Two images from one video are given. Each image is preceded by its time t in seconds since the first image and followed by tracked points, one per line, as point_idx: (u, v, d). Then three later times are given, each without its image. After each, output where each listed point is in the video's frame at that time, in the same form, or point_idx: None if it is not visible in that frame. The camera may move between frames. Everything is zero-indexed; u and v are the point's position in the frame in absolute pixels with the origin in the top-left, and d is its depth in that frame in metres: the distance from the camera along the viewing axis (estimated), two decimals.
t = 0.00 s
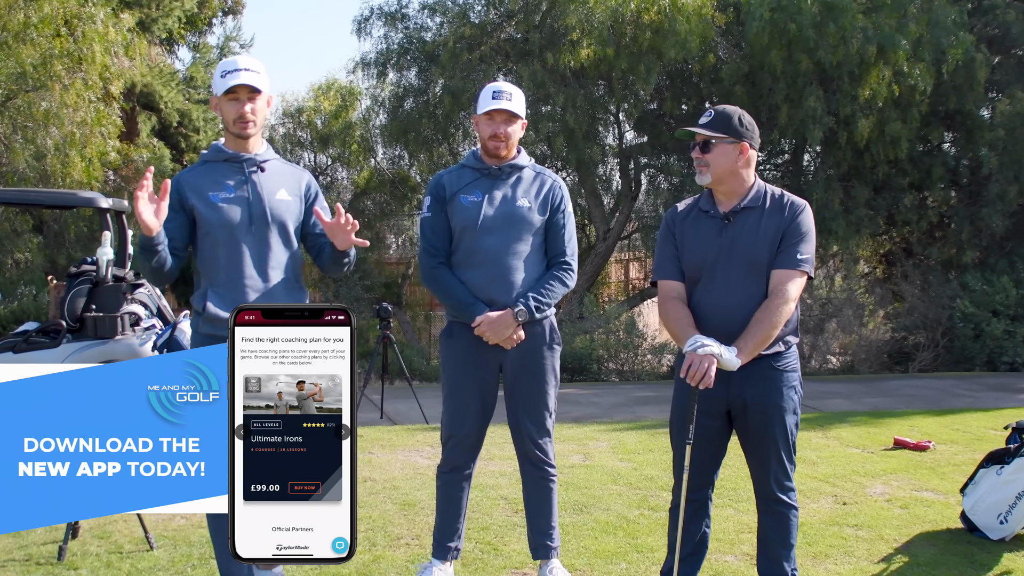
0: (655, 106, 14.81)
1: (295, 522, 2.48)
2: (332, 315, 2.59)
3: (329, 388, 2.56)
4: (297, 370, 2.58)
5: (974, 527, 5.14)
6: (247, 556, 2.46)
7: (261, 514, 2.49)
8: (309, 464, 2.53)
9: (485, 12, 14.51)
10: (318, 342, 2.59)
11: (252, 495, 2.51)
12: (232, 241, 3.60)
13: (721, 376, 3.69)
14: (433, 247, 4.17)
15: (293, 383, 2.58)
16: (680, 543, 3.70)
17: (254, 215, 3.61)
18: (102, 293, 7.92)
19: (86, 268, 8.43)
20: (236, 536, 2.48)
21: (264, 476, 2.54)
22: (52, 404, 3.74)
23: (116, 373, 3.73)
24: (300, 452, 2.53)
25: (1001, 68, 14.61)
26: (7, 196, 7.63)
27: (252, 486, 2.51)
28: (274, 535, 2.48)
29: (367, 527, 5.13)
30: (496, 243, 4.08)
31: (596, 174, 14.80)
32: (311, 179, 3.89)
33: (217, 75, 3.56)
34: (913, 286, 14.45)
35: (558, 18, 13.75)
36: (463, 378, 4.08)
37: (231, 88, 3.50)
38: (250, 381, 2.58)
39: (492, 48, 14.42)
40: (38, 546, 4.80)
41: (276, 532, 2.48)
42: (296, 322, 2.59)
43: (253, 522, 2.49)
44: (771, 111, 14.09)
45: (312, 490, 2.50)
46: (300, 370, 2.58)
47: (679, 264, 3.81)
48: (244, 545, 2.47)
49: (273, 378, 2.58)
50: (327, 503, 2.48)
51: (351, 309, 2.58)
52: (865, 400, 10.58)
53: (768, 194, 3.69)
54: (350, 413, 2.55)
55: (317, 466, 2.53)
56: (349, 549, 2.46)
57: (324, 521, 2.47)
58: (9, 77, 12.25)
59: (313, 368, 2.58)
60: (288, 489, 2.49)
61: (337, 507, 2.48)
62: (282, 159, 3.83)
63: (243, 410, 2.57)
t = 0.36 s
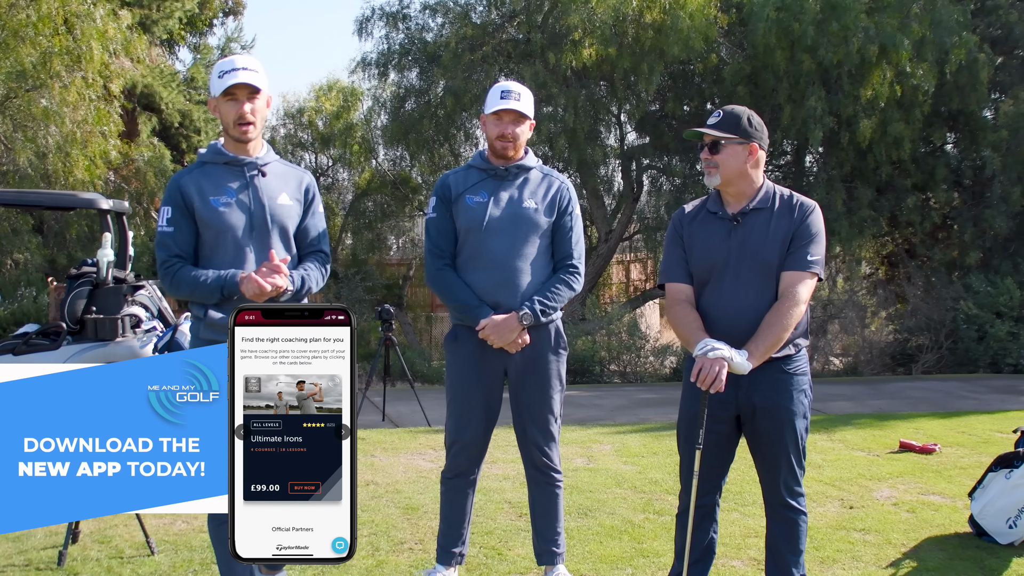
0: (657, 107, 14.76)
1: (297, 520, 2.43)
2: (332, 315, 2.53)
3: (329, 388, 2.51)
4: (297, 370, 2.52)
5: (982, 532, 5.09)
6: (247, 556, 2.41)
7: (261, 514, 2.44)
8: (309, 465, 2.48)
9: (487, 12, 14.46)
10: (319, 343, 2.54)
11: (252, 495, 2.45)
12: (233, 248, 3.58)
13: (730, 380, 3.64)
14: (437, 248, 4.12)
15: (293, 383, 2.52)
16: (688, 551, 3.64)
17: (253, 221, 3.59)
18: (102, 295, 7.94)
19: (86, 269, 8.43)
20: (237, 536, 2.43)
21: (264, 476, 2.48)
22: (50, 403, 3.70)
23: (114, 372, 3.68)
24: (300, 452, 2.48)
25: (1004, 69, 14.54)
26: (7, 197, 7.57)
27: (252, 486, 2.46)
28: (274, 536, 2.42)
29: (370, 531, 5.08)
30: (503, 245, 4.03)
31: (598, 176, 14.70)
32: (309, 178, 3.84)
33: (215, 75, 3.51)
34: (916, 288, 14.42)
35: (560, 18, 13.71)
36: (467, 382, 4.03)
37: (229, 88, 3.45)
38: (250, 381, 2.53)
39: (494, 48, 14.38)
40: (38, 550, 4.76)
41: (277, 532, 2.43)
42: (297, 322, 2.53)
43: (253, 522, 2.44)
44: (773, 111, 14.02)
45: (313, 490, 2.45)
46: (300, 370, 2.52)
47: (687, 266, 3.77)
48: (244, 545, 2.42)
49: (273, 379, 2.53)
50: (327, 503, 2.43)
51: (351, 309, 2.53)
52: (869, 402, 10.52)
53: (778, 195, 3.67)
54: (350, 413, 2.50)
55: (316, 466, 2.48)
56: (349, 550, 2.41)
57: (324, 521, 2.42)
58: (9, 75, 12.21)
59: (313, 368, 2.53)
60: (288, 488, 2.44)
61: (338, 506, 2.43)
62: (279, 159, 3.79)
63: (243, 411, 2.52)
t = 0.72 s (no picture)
0: (658, 108, 14.75)
1: (297, 520, 2.40)
2: (332, 315, 2.50)
3: (329, 388, 2.48)
4: (297, 370, 2.50)
5: (987, 535, 5.07)
6: (247, 556, 2.39)
7: (261, 514, 2.42)
8: (310, 465, 2.45)
9: (488, 13, 14.46)
10: (318, 343, 2.51)
11: (252, 495, 2.43)
12: (239, 248, 3.55)
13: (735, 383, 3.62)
14: (439, 249, 4.09)
15: (293, 383, 2.50)
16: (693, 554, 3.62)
17: (260, 220, 3.58)
18: (102, 296, 7.99)
19: (87, 270, 8.38)
20: (238, 536, 2.41)
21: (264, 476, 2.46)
22: (49, 403, 3.68)
23: (114, 371, 3.65)
24: (300, 452, 2.46)
25: (1005, 70, 14.50)
26: (7, 198, 7.56)
27: (251, 486, 2.43)
28: (274, 535, 2.40)
29: (372, 535, 5.05)
30: (506, 247, 4.01)
31: (599, 176, 14.64)
32: (306, 177, 3.83)
33: (213, 73, 3.48)
34: (917, 289, 14.40)
35: (561, 18, 13.69)
36: (469, 384, 4.01)
37: (229, 86, 3.43)
38: (250, 381, 2.51)
39: (495, 49, 14.37)
40: (39, 554, 4.73)
41: (278, 533, 2.40)
42: (296, 322, 2.50)
43: (253, 522, 2.41)
44: (774, 111, 13.99)
45: (312, 490, 2.42)
46: (300, 370, 2.50)
47: (691, 268, 3.75)
48: (244, 545, 2.40)
49: (273, 378, 2.50)
50: (327, 503, 2.40)
51: (351, 309, 2.50)
52: (871, 403, 10.50)
53: (783, 196, 3.64)
54: (350, 413, 2.48)
55: (316, 465, 2.45)
56: (349, 550, 2.38)
57: (324, 520, 2.40)
58: (10, 76, 12.20)
59: (313, 368, 2.50)
60: (287, 488, 2.42)
61: (338, 506, 2.40)
62: (277, 157, 3.76)
63: (242, 410, 2.49)
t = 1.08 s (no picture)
0: (660, 108, 14.73)
1: (296, 521, 2.39)
2: (332, 315, 2.49)
3: (329, 388, 2.46)
4: (297, 370, 2.47)
5: (993, 536, 5.05)
6: (247, 556, 2.37)
7: (261, 514, 2.40)
8: (309, 465, 2.43)
9: (490, 13, 14.44)
10: (318, 343, 2.49)
11: (252, 495, 2.41)
12: (241, 249, 3.53)
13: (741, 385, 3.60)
14: (443, 249, 4.08)
15: (293, 383, 2.47)
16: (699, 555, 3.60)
17: (262, 222, 3.57)
18: (104, 296, 8.01)
19: (89, 270, 8.33)
20: (238, 536, 2.39)
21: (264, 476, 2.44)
22: (49, 403, 3.65)
23: (114, 371, 3.63)
24: (300, 452, 2.43)
25: (1008, 70, 14.47)
26: (9, 198, 7.55)
27: (252, 486, 2.41)
28: (274, 535, 2.38)
29: (375, 536, 5.04)
30: (511, 247, 3.99)
31: (601, 176, 14.62)
32: (302, 173, 3.81)
33: (207, 73, 3.48)
34: (919, 289, 14.39)
35: (563, 18, 13.67)
36: (473, 385, 3.99)
37: (224, 85, 3.42)
38: (250, 381, 2.48)
39: (497, 48, 14.36)
40: (41, 556, 4.71)
41: (278, 533, 2.39)
42: (296, 322, 2.48)
43: (253, 523, 2.39)
44: (777, 112, 13.97)
45: (313, 490, 2.40)
46: (300, 370, 2.48)
47: (697, 268, 3.73)
48: (244, 545, 2.38)
49: (273, 378, 2.48)
50: (326, 502, 2.39)
51: (351, 309, 2.49)
52: (873, 403, 10.48)
53: (789, 197, 3.64)
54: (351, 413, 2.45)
55: (316, 465, 2.43)
56: (350, 549, 2.36)
57: (324, 520, 2.38)
58: (11, 77, 12.18)
59: (313, 368, 2.48)
60: (288, 488, 2.40)
61: (338, 506, 2.38)
62: (273, 155, 3.73)
63: (242, 411, 2.46)
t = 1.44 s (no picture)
0: (662, 108, 14.72)
1: (297, 521, 2.37)
2: (332, 315, 2.48)
3: (329, 388, 2.45)
4: (297, 370, 2.46)
5: (998, 538, 5.04)
6: (247, 556, 2.35)
7: (261, 514, 2.38)
8: (309, 465, 2.41)
9: (491, 13, 14.41)
10: (318, 342, 2.48)
11: (252, 495, 2.39)
12: (239, 255, 3.51)
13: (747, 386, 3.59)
14: (447, 250, 4.06)
15: (293, 383, 2.46)
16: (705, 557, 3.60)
17: (260, 224, 3.53)
18: (107, 297, 8.00)
19: (92, 271, 8.32)
20: (239, 535, 2.36)
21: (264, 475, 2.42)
22: (49, 403, 3.64)
23: (115, 371, 3.62)
24: (300, 452, 2.42)
25: (1010, 70, 14.45)
26: (12, 198, 7.55)
27: (252, 486, 2.39)
28: (274, 535, 2.36)
29: (379, 537, 5.03)
30: (516, 249, 3.97)
31: (603, 176, 14.59)
32: (306, 170, 3.76)
33: (202, 74, 3.44)
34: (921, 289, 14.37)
35: (565, 18, 13.67)
36: (479, 386, 3.98)
37: (217, 84, 3.38)
38: (250, 381, 2.47)
39: (499, 48, 14.35)
40: (44, 557, 4.70)
41: (277, 533, 2.36)
42: (296, 322, 2.47)
43: (253, 523, 2.37)
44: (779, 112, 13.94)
45: (312, 490, 2.39)
46: (300, 370, 2.46)
47: (704, 269, 3.72)
48: (244, 545, 2.36)
49: (273, 378, 2.46)
50: (326, 502, 2.37)
51: (351, 309, 2.48)
52: (876, 404, 10.47)
53: (797, 198, 3.62)
54: (350, 413, 2.44)
55: (316, 466, 2.41)
56: (350, 550, 2.34)
57: (324, 520, 2.36)
58: (12, 77, 12.16)
59: (313, 368, 2.47)
60: (287, 488, 2.38)
61: (338, 506, 2.36)
62: (275, 153, 3.69)
63: (242, 411, 2.45)
